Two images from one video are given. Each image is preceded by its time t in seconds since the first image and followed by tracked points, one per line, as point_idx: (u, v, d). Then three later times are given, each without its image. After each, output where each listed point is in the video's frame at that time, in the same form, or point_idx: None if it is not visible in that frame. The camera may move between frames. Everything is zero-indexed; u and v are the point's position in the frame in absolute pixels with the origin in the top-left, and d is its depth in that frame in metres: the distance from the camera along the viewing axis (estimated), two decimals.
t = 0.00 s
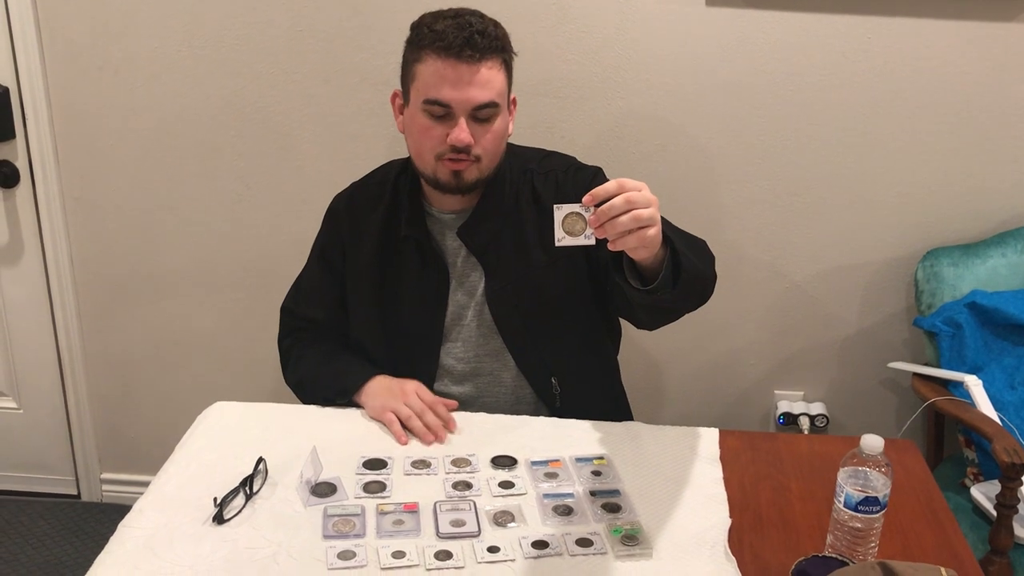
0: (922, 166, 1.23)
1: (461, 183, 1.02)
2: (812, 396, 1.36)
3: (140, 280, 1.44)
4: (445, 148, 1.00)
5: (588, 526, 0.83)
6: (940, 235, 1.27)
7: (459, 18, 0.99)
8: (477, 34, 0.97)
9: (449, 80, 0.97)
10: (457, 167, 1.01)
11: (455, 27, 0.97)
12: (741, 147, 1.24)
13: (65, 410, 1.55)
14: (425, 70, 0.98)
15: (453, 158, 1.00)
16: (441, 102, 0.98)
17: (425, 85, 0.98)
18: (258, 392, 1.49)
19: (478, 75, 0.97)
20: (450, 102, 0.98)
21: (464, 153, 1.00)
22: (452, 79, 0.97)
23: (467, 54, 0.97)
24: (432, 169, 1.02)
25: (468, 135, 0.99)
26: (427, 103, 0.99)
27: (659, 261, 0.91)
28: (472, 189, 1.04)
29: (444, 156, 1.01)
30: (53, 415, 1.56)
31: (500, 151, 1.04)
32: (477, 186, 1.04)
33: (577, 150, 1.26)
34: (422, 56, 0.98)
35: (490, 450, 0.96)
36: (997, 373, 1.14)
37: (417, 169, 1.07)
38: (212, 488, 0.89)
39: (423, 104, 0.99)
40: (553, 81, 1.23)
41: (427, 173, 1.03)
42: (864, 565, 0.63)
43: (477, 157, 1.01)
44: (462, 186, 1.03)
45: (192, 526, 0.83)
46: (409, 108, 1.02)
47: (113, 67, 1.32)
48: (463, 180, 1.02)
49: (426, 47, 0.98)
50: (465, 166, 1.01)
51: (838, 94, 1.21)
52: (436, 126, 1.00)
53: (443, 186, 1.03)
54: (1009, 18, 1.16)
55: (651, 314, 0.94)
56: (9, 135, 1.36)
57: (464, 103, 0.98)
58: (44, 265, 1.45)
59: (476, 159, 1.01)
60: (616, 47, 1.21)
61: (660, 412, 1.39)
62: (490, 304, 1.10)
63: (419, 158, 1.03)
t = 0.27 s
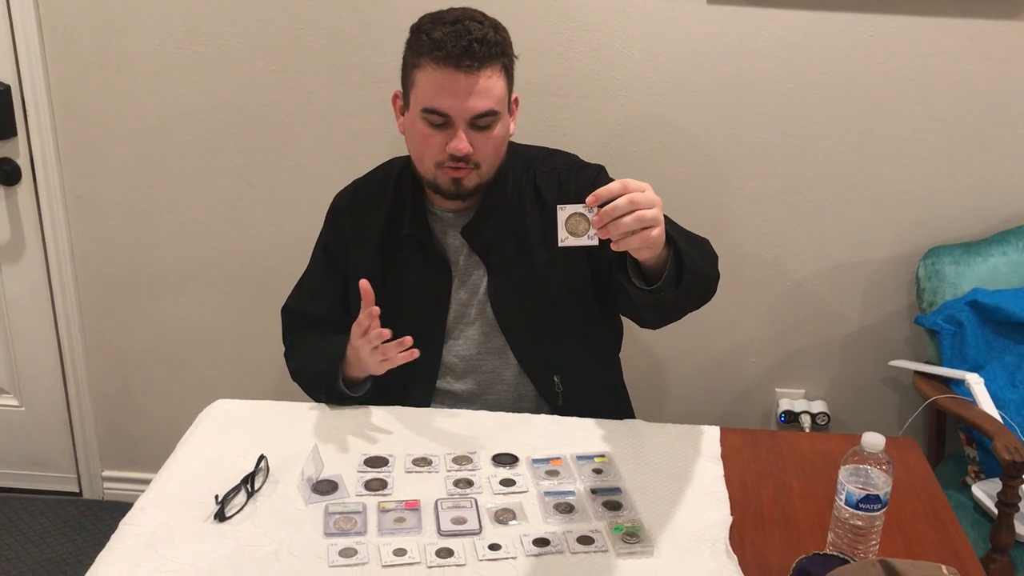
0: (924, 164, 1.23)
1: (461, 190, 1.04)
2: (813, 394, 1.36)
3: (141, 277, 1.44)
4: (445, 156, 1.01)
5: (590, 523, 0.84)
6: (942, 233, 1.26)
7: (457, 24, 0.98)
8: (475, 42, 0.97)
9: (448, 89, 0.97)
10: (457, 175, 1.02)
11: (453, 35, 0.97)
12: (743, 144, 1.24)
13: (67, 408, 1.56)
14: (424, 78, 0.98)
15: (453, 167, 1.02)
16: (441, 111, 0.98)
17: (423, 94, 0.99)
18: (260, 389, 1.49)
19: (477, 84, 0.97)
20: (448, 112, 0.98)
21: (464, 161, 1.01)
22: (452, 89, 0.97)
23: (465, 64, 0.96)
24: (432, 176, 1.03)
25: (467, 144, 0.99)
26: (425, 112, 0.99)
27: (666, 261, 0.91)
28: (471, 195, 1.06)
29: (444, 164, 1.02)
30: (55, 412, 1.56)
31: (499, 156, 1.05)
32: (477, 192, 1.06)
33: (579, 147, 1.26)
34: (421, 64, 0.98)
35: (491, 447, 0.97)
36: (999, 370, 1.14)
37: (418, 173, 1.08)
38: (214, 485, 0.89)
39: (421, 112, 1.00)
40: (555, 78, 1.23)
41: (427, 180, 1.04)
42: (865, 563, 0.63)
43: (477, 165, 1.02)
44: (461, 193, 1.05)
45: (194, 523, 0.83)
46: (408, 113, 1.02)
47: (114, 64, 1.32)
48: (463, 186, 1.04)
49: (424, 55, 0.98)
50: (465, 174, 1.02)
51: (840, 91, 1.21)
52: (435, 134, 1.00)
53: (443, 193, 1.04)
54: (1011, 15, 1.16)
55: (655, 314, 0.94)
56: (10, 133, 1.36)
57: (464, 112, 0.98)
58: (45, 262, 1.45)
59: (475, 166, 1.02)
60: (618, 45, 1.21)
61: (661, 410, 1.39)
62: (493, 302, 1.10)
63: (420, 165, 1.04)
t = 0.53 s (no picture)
0: (925, 162, 1.23)
1: (466, 193, 1.05)
2: (814, 392, 1.36)
3: (142, 275, 1.44)
4: (450, 161, 1.02)
5: (591, 521, 0.84)
6: (944, 231, 1.26)
7: (463, 28, 0.98)
8: (481, 47, 0.96)
9: (453, 95, 0.97)
10: (462, 179, 1.03)
11: (458, 40, 0.96)
12: (744, 142, 1.24)
13: (68, 406, 1.56)
14: (429, 84, 0.98)
15: (458, 171, 1.02)
16: (446, 116, 0.99)
17: (428, 99, 0.99)
18: (261, 387, 1.49)
19: (482, 90, 0.97)
20: (454, 118, 0.98)
21: (469, 165, 1.02)
22: (457, 94, 0.97)
23: (471, 69, 0.96)
24: (437, 179, 1.04)
25: (472, 149, 1.00)
26: (431, 117, 0.99)
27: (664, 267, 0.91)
28: (475, 197, 1.07)
29: (448, 168, 1.02)
30: (56, 411, 1.56)
31: (502, 158, 1.06)
32: (481, 193, 1.07)
33: (580, 145, 1.26)
34: (426, 69, 0.98)
35: (492, 445, 0.97)
36: (999, 368, 1.14)
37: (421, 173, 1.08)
38: (215, 483, 0.89)
39: (427, 117, 1.00)
40: (556, 76, 1.23)
41: (432, 183, 1.05)
42: (866, 560, 0.62)
43: (481, 168, 1.03)
44: (466, 195, 1.06)
45: (195, 521, 0.83)
46: (412, 116, 1.03)
47: (115, 62, 1.32)
48: (468, 189, 1.05)
49: (429, 61, 0.97)
50: (469, 177, 1.03)
51: (841, 89, 1.20)
52: (441, 139, 1.01)
53: (448, 195, 1.05)
54: (1013, 13, 1.16)
55: (656, 317, 0.94)
56: (11, 131, 1.36)
57: (469, 118, 0.98)
58: (46, 260, 1.45)
59: (480, 170, 1.03)
60: (619, 42, 1.20)
61: (662, 408, 1.39)
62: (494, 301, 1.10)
63: (424, 167, 1.04)
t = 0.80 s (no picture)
0: (926, 161, 1.23)
1: (468, 196, 1.05)
2: (815, 391, 1.36)
3: (143, 274, 1.44)
4: (453, 164, 1.02)
5: (591, 520, 0.84)
6: (944, 230, 1.26)
7: (466, 33, 0.97)
8: (484, 51, 0.96)
9: (457, 99, 0.97)
10: (465, 182, 1.03)
11: (462, 45, 0.96)
12: (744, 141, 1.24)
13: (69, 405, 1.56)
14: (433, 88, 0.98)
15: (461, 174, 1.02)
16: (449, 121, 0.98)
17: (431, 103, 0.98)
18: (261, 386, 1.49)
19: (485, 94, 0.97)
20: (458, 122, 0.98)
21: (472, 169, 1.02)
22: (460, 99, 0.97)
23: (475, 74, 0.96)
24: (440, 182, 1.04)
25: (476, 154, 1.00)
26: (434, 122, 0.99)
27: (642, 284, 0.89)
28: (477, 199, 1.07)
29: (452, 172, 1.03)
30: (57, 410, 1.56)
31: (504, 159, 1.06)
32: (483, 196, 1.08)
33: (581, 144, 1.26)
34: (429, 74, 0.98)
35: (492, 444, 0.97)
36: (1000, 367, 1.14)
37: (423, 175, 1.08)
38: (216, 481, 0.89)
39: (430, 121, 0.99)
40: (556, 75, 1.23)
41: (435, 186, 1.05)
42: (867, 559, 0.62)
43: (484, 172, 1.03)
44: (468, 198, 1.06)
45: (196, 519, 0.83)
46: (415, 120, 1.02)
47: (115, 62, 1.32)
48: (471, 192, 1.05)
49: (432, 65, 0.97)
50: (472, 181, 1.03)
51: (842, 88, 1.20)
52: (444, 143, 1.01)
53: (451, 198, 1.05)
54: (1014, 11, 1.15)
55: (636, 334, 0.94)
56: (11, 130, 1.36)
57: (472, 122, 0.98)
58: (47, 259, 1.45)
59: (483, 173, 1.03)
60: (619, 41, 1.20)
61: (663, 407, 1.39)
62: (493, 301, 1.11)
63: (427, 170, 1.04)
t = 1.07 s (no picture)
0: (926, 161, 1.23)
1: (469, 194, 1.05)
2: (815, 391, 1.36)
3: (143, 274, 1.44)
4: (453, 163, 1.02)
5: (591, 519, 0.84)
6: (944, 229, 1.26)
7: (465, 30, 0.97)
8: (484, 48, 0.96)
9: (457, 97, 0.97)
10: (465, 181, 1.03)
11: (462, 41, 0.96)
12: (745, 141, 1.24)
13: (69, 404, 1.56)
14: (433, 85, 0.98)
15: (462, 173, 1.02)
16: (449, 118, 0.98)
17: (431, 100, 0.98)
18: (262, 385, 1.49)
19: (485, 91, 0.97)
20: (457, 119, 0.98)
21: (472, 167, 1.02)
22: (460, 96, 0.97)
23: (475, 71, 0.96)
24: (440, 181, 1.04)
25: (476, 151, 1.00)
26: (434, 119, 0.99)
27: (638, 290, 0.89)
28: (478, 198, 1.07)
29: (452, 170, 1.02)
30: (57, 409, 1.56)
31: (504, 158, 1.06)
32: (484, 195, 1.08)
33: (581, 144, 1.26)
34: (429, 71, 0.98)
35: (492, 443, 0.97)
36: (1000, 366, 1.14)
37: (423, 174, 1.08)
38: (217, 480, 0.90)
39: (430, 119, 0.99)
40: (556, 75, 1.23)
41: (435, 184, 1.05)
42: (868, 558, 0.62)
43: (485, 170, 1.03)
44: (469, 197, 1.06)
45: (197, 519, 0.83)
46: (415, 118, 1.02)
47: (115, 61, 1.32)
48: (471, 191, 1.05)
49: (432, 62, 0.97)
50: (473, 179, 1.03)
51: (842, 87, 1.20)
52: (444, 141, 1.01)
53: (451, 197, 1.06)
54: (1014, 10, 1.15)
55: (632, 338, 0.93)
56: (11, 129, 1.36)
57: (472, 120, 0.98)
58: (47, 259, 1.45)
59: (483, 171, 1.03)
60: (620, 41, 1.20)
61: (663, 406, 1.39)
62: (492, 301, 1.11)
63: (427, 169, 1.04)
